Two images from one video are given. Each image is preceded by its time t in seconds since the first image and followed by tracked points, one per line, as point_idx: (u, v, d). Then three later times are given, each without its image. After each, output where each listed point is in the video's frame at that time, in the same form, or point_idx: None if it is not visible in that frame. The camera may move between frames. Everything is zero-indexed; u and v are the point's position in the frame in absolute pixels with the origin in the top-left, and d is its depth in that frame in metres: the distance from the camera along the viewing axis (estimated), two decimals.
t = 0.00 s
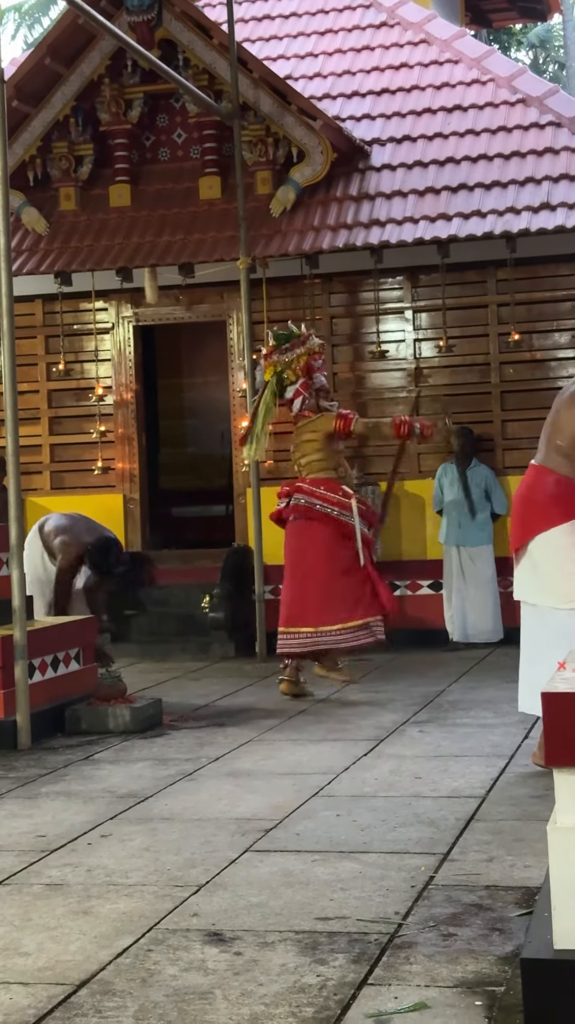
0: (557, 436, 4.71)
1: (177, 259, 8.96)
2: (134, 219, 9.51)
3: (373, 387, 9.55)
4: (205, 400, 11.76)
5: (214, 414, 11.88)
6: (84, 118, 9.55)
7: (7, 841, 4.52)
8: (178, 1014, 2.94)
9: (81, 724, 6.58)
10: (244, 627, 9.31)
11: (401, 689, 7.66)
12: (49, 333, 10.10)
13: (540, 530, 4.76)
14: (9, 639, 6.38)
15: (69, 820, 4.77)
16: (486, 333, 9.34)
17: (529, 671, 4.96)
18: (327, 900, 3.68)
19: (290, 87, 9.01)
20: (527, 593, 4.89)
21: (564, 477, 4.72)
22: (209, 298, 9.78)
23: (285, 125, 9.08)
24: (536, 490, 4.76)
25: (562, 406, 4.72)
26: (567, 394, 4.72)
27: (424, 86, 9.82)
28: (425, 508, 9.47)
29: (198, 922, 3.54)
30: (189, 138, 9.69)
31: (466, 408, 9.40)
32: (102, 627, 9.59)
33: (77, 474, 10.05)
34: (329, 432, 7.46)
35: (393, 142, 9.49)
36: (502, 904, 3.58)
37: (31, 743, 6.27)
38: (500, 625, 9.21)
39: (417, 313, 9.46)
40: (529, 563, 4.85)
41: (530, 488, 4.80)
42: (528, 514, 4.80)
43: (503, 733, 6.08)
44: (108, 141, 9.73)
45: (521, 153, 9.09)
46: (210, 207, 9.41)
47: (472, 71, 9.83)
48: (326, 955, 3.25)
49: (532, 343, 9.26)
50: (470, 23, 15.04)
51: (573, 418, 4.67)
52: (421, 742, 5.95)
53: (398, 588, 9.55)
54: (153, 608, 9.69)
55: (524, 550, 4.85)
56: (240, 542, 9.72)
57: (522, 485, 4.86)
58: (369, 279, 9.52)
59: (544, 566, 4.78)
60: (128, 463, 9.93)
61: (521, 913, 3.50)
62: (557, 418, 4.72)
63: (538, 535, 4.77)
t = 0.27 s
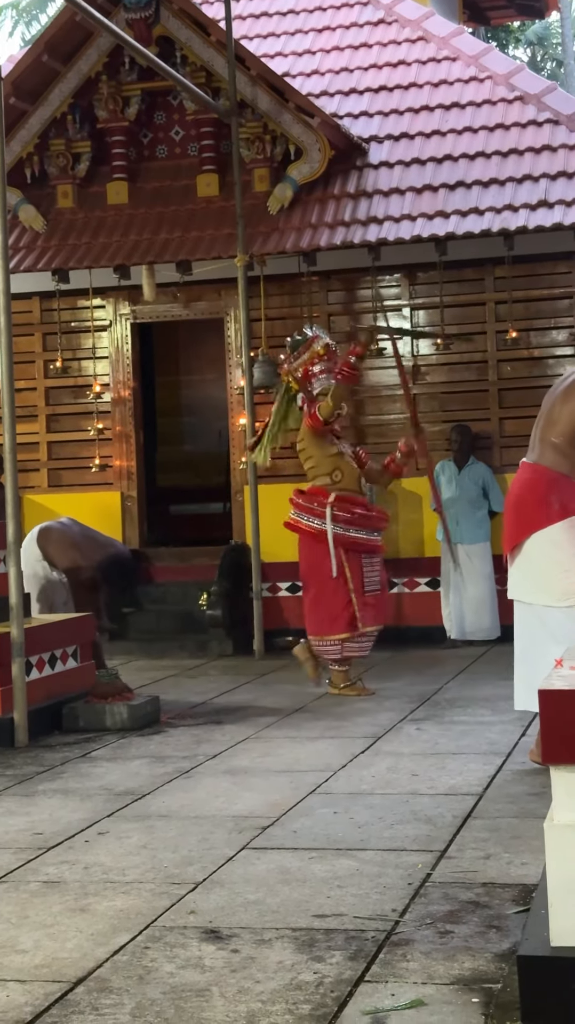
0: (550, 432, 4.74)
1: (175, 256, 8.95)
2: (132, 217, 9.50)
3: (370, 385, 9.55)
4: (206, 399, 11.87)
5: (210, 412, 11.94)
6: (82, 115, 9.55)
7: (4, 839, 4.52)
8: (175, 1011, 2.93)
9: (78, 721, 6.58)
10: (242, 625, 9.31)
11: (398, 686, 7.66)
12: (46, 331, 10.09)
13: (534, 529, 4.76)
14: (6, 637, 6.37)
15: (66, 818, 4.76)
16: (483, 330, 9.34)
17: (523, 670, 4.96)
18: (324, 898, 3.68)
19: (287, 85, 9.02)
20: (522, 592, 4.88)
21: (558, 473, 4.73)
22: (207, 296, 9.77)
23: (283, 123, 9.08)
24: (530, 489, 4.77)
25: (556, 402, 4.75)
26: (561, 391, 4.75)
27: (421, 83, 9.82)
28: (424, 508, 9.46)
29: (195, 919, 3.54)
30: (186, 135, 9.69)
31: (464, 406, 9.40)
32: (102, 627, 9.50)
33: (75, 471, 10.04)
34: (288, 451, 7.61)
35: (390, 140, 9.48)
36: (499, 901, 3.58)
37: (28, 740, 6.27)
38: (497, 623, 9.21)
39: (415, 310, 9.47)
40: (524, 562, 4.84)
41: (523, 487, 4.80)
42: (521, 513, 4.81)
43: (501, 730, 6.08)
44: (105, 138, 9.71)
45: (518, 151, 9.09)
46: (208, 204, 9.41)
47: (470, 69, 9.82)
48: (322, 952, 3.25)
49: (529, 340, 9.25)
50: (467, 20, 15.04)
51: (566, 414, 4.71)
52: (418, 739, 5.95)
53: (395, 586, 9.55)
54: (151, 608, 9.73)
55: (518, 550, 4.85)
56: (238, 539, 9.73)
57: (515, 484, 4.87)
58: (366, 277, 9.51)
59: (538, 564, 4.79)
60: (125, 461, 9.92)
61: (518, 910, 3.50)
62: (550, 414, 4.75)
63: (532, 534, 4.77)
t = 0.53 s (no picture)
0: (546, 431, 4.74)
1: (173, 255, 8.95)
2: (130, 215, 9.50)
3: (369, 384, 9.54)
4: (201, 397, 11.88)
5: (209, 411, 11.94)
6: (80, 114, 9.54)
7: (3, 838, 4.51)
8: (173, 1011, 2.93)
9: (76, 720, 6.58)
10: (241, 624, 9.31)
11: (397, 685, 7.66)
12: (44, 330, 10.09)
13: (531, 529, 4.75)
14: (4, 636, 6.37)
15: (63, 817, 4.76)
16: (481, 329, 9.35)
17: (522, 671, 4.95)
18: (322, 897, 3.68)
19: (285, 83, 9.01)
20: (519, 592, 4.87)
21: (555, 471, 4.73)
22: (205, 295, 9.77)
23: (281, 122, 9.08)
24: (527, 488, 4.77)
25: (551, 401, 4.75)
26: (555, 388, 4.75)
27: (420, 82, 9.82)
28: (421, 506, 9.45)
29: (193, 918, 3.54)
30: (185, 134, 9.69)
31: (462, 405, 9.40)
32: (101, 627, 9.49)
33: (73, 470, 10.04)
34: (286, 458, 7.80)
35: (388, 139, 9.48)
36: (497, 900, 3.58)
37: (26, 739, 6.27)
38: (496, 622, 9.21)
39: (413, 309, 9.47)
40: (521, 561, 4.84)
41: (521, 487, 4.80)
42: (519, 512, 4.79)
43: (499, 729, 6.08)
44: (104, 136, 9.71)
45: (517, 150, 9.09)
46: (206, 203, 9.40)
47: (468, 68, 9.82)
48: (321, 950, 3.25)
49: (528, 339, 9.25)
50: (465, 19, 15.04)
51: (561, 412, 4.71)
52: (416, 738, 5.95)
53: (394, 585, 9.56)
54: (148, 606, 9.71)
55: (516, 549, 4.84)
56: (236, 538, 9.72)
57: (512, 484, 4.87)
58: (365, 275, 9.51)
59: (535, 563, 4.78)
60: (123, 460, 9.90)
61: (516, 909, 3.50)
62: (544, 414, 4.75)
63: (529, 534, 4.76)
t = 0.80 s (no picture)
0: (542, 433, 4.73)
1: (172, 255, 8.95)
2: (129, 216, 9.50)
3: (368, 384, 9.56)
4: (200, 397, 11.90)
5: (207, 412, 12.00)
6: (79, 114, 9.54)
7: (1, 838, 4.51)
8: (172, 1011, 2.93)
9: (75, 720, 6.58)
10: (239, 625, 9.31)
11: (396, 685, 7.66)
12: (43, 330, 10.09)
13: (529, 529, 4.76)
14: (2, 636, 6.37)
15: (62, 817, 4.76)
16: (480, 329, 9.35)
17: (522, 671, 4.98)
18: (321, 897, 3.68)
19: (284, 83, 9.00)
20: (518, 593, 4.88)
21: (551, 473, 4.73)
22: (204, 295, 9.77)
23: (280, 122, 9.07)
24: (524, 489, 4.77)
25: (544, 402, 4.74)
26: (549, 389, 4.74)
27: (418, 83, 9.82)
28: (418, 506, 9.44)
29: (192, 918, 3.54)
30: (183, 134, 9.68)
31: (461, 405, 9.40)
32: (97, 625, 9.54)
33: (71, 471, 10.04)
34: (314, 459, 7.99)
35: (387, 139, 9.48)
36: (496, 901, 3.58)
37: (24, 740, 6.27)
38: (494, 622, 9.21)
39: (412, 309, 9.47)
40: (520, 562, 4.84)
41: (519, 487, 4.81)
42: (517, 512, 4.80)
43: (498, 730, 6.08)
44: (102, 137, 9.71)
45: (516, 150, 9.09)
46: (205, 203, 9.40)
47: (467, 68, 9.82)
48: (319, 951, 3.25)
49: (526, 340, 9.25)
50: (464, 20, 15.04)
51: (555, 413, 4.70)
52: (415, 739, 5.95)
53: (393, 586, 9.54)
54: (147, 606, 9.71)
55: (515, 549, 4.85)
56: (235, 538, 9.72)
57: (510, 486, 4.87)
58: (364, 276, 9.52)
59: (532, 562, 4.78)
60: (122, 461, 9.90)
61: (515, 910, 3.50)
62: (540, 415, 4.73)
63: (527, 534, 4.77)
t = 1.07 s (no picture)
0: (545, 435, 4.78)
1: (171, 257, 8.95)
2: (128, 217, 9.50)
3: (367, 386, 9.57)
4: (200, 399, 11.93)
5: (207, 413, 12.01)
6: (78, 116, 9.54)
7: (1, 840, 4.51)
8: (172, 1012, 2.94)
9: (75, 722, 6.58)
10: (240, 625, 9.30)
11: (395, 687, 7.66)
12: (43, 331, 10.09)
13: (532, 529, 4.76)
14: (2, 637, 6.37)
15: (62, 819, 4.76)
16: (480, 331, 9.35)
17: (524, 671, 4.98)
18: (321, 899, 3.68)
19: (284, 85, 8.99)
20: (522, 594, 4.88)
21: (553, 475, 4.76)
22: (204, 297, 9.77)
23: (279, 124, 9.06)
24: (528, 490, 4.80)
25: (546, 404, 4.81)
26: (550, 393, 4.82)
27: (418, 85, 9.82)
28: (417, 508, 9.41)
29: (192, 920, 3.54)
30: (183, 136, 9.69)
31: (461, 406, 9.40)
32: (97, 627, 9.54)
33: (71, 472, 10.04)
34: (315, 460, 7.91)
35: (387, 141, 9.49)
36: (495, 902, 3.58)
37: (24, 741, 6.27)
38: (494, 623, 9.21)
39: (412, 311, 9.47)
40: (523, 563, 4.85)
41: (522, 489, 4.84)
42: (521, 513, 4.82)
43: (497, 732, 6.09)
44: (102, 139, 9.71)
45: (515, 152, 9.09)
46: (205, 205, 9.41)
47: (466, 70, 9.83)
48: (319, 953, 3.25)
49: (526, 341, 9.25)
50: (464, 21, 15.05)
51: (556, 414, 4.76)
52: (414, 740, 5.95)
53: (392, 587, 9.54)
54: (146, 608, 9.70)
55: (518, 550, 4.86)
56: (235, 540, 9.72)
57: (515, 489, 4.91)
58: (363, 277, 9.52)
59: (535, 563, 4.78)
60: (122, 462, 9.90)
61: (514, 911, 3.50)
62: (542, 417, 4.80)
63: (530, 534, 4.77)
